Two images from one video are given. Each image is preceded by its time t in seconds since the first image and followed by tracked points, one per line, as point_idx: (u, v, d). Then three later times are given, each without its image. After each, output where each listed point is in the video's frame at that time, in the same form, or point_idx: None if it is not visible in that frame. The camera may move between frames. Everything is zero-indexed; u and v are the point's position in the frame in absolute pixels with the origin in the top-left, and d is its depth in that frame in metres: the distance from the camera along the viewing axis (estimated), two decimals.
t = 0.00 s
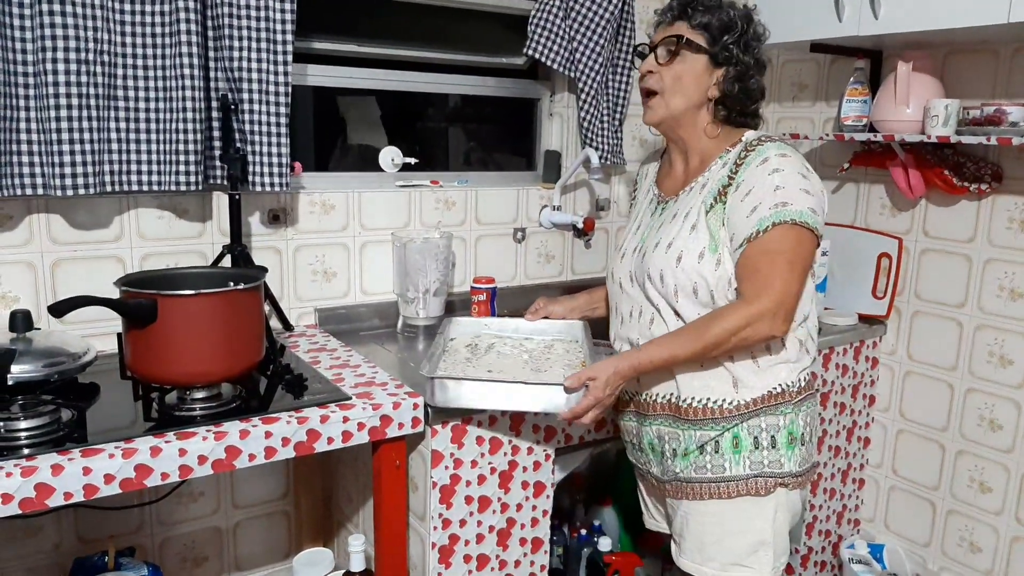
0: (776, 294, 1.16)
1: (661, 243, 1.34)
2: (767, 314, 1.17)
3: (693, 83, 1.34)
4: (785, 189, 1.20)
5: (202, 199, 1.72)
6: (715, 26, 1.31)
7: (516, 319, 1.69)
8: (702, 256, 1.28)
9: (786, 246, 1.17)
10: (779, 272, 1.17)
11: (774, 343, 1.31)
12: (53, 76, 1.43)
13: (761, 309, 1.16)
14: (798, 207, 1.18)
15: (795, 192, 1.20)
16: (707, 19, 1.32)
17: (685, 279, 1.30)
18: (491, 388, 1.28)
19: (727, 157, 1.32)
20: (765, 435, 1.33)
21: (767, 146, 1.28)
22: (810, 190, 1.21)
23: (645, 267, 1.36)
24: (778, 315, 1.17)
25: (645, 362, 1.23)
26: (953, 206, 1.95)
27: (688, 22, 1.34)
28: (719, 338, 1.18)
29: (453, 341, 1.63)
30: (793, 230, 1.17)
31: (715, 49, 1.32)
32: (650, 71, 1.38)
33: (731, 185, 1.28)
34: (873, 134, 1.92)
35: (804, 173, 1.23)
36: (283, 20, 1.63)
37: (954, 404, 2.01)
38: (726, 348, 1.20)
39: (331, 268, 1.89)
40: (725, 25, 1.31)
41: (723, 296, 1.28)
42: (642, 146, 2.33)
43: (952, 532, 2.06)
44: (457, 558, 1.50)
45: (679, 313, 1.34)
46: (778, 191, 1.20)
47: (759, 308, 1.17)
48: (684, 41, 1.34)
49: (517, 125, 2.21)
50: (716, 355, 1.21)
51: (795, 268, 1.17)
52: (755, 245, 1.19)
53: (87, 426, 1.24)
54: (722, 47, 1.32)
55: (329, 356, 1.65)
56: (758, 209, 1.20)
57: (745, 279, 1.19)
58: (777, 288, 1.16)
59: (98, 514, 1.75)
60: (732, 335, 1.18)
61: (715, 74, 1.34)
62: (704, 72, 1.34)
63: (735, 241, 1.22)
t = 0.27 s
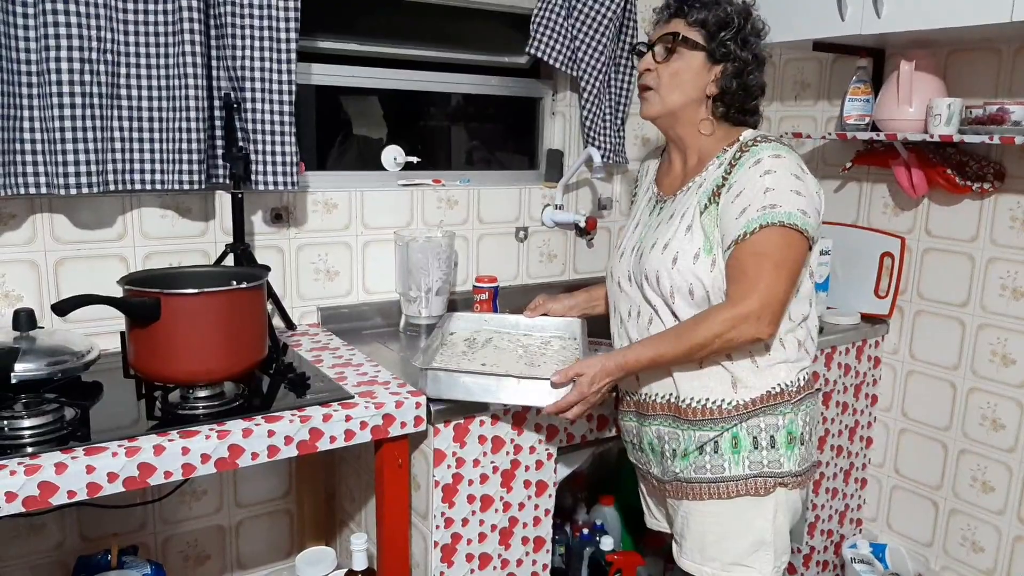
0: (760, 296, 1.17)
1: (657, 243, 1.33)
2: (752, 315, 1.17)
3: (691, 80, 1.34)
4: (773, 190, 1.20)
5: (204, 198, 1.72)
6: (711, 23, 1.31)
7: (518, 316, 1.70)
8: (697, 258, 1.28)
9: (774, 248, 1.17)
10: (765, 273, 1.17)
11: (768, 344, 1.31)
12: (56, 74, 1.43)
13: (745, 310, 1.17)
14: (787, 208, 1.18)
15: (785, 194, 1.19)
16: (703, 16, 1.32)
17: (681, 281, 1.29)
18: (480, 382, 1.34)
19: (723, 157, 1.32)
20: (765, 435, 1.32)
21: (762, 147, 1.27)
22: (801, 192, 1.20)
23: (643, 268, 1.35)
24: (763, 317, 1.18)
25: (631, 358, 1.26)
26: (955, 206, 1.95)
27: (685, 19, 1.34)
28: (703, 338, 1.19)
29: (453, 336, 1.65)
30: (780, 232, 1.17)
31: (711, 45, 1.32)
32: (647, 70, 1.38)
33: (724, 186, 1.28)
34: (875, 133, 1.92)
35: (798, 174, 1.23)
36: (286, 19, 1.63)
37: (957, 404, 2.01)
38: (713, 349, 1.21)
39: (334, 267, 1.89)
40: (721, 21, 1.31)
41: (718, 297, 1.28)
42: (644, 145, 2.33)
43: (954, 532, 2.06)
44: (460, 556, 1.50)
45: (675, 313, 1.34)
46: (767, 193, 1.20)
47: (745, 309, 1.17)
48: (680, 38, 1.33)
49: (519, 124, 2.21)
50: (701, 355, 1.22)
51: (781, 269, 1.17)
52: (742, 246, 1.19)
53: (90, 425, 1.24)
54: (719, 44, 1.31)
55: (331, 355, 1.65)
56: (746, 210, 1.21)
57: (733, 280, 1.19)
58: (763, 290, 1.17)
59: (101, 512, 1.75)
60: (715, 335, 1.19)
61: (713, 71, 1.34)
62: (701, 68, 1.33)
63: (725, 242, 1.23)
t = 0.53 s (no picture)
0: (759, 304, 1.17)
1: (651, 251, 1.34)
2: (752, 324, 1.17)
3: (680, 89, 1.34)
4: (767, 199, 1.20)
5: (204, 201, 1.72)
6: (698, 31, 1.31)
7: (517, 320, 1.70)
8: (691, 265, 1.28)
9: (770, 255, 1.17)
10: (763, 281, 1.17)
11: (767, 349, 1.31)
12: (56, 78, 1.43)
13: (745, 319, 1.17)
14: (781, 215, 1.18)
15: (778, 201, 1.19)
16: (690, 24, 1.32)
17: (676, 288, 1.30)
18: (477, 385, 1.34)
19: (715, 164, 1.32)
20: (760, 439, 1.33)
21: (753, 153, 1.27)
22: (794, 198, 1.20)
23: (638, 275, 1.36)
24: (763, 325, 1.18)
25: (629, 369, 1.26)
26: (953, 210, 1.95)
27: (672, 28, 1.34)
28: (703, 347, 1.20)
29: (452, 338, 1.65)
30: (776, 240, 1.17)
31: (699, 54, 1.32)
32: (637, 79, 1.38)
33: (717, 194, 1.28)
34: (874, 137, 1.92)
35: (790, 180, 1.23)
36: (285, 23, 1.63)
37: (955, 407, 2.01)
38: (713, 359, 1.21)
39: (333, 270, 1.89)
40: (708, 29, 1.31)
41: (713, 304, 1.28)
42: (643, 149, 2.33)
43: (952, 535, 2.06)
44: (458, 560, 1.50)
45: (672, 320, 1.34)
46: (760, 201, 1.20)
47: (745, 318, 1.17)
48: (668, 48, 1.34)
49: (518, 128, 2.21)
50: (703, 364, 1.22)
51: (779, 276, 1.18)
52: (738, 255, 1.19)
53: (89, 428, 1.25)
54: (707, 52, 1.31)
55: (330, 359, 1.65)
56: (740, 220, 1.21)
57: (731, 290, 1.19)
58: (761, 298, 1.17)
59: (99, 515, 1.75)
60: (717, 345, 1.19)
61: (702, 79, 1.34)
62: (689, 76, 1.33)
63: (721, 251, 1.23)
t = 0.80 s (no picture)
0: (757, 307, 1.17)
1: (647, 254, 1.34)
2: (750, 326, 1.18)
3: (671, 92, 1.34)
4: (762, 201, 1.20)
5: (202, 203, 1.72)
6: (688, 35, 1.31)
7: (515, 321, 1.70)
8: (686, 268, 1.28)
9: (767, 258, 1.18)
10: (761, 284, 1.17)
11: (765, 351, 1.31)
12: (54, 80, 1.43)
13: (744, 322, 1.17)
14: (776, 217, 1.18)
15: (773, 203, 1.20)
16: (680, 27, 1.32)
17: (671, 291, 1.30)
18: (476, 386, 1.34)
19: (709, 167, 1.33)
20: (758, 440, 1.33)
21: (746, 156, 1.27)
22: (789, 200, 1.21)
23: (634, 278, 1.36)
24: (761, 328, 1.18)
25: (628, 370, 1.26)
26: (950, 211, 1.96)
27: (661, 32, 1.34)
28: (702, 350, 1.20)
29: (450, 340, 1.65)
30: (772, 242, 1.18)
31: (689, 57, 1.32)
32: (628, 83, 1.38)
33: (710, 197, 1.28)
34: (871, 139, 1.93)
35: (784, 181, 1.23)
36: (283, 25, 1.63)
37: (953, 408, 2.01)
38: (712, 361, 1.21)
39: (331, 272, 1.90)
40: (698, 31, 1.31)
41: (710, 306, 1.28)
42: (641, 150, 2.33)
43: (950, 536, 2.06)
44: (456, 562, 1.50)
45: (669, 322, 1.34)
46: (755, 204, 1.20)
47: (742, 321, 1.18)
48: (657, 52, 1.34)
49: (516, 130, 2.22)
50: (702, 366, 1.23)
51: (776, 279, 1.18)
52: (735, 258, 1.20)
53: (87, 430, 1.25)
54: (696, 54, 1.32)
55: (328, 361, 1.65)
56: (735, 223, 1.21)
57: (729, 293, 1.19)
58: (759, 301, 1.17)
59: (97, 518, 1.75)
60: (716, 348, 1.19)
61: (692, 82, 1.34)
62: (680, 79, 1.34)
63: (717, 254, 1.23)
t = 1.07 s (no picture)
0: (752, 314, 1.19)
1: (641, 261, 1.36)
2: (745, 333, 1.19)
3: (664, 101, 1.36)
4: (754, 209, 1.21)
5: (203, 209, 1.73)
6: (680, 44, 1.32)
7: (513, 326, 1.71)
8: (680, 276, 1.30)
9: (761, 265, 1.19)
10: (755, 290, 1.19)
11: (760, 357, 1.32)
12: (56, 87, 1.44)
13: (739, 329, 1.19)
14: (769, 225, 1.20)
15: (765, 211, 1.21)
16: (672, 37, 1.33)
17: (665, 298, 1.31)
18: (475, 391, 1.35)
19: (702, 174, 1.34)
20: (752, 445, 1.34)
21: (738, 164, 1.28)
22: (780, 207, 1.22)
23: (629, 285, 1.38)
24: (756, 334, 1.20)
25: (624, 375, 1.27)
26: (945, 218, 1.98)
27: (655, 42, 1.35)
28: (697, 357, 1.22)
29: (449, 345, 1.66)
30: (764, 250, 1.19)
31: (682, 66, 1.33)
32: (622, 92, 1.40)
33: (703, 206, 1.29)
34: (868, 146, 1.94)
35: (776, 189, 1.24)
36: (284, 32, 1.64)
37: (949, 414, 2.02)
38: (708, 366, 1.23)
39: (331, 277, 1.91)
40: (690, 41, 1.32)
41: (704, 312, 1.29)
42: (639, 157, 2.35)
43: (946, 541, 2.07)
44: (455, 566, 1.51)
45: (664, 328, 1.36)
46: (747, 212, 1.21)
47: (736, 328, 1.19)
48: (650, 61, 1.35)
49: (515, 136, 2.23)
50: (698, 372, 1.24)
51: (769, 285, 1.19)
52: (729, 265, 1.21)
53: (88, 435, 1.25)
54: (689, 63, 1.33)
55: (328, 365, 1.66)
56: (728, 230, 1.22)
57: (724, 299, 1.20)
58: (753, 309, 1.19)
59: (97, 521, 1.75)
60: (711, 355, 1.21)
61: (685, 91, 1.35)
62: (672, 88, 1.35)
63: (711, 262, 1.24)
